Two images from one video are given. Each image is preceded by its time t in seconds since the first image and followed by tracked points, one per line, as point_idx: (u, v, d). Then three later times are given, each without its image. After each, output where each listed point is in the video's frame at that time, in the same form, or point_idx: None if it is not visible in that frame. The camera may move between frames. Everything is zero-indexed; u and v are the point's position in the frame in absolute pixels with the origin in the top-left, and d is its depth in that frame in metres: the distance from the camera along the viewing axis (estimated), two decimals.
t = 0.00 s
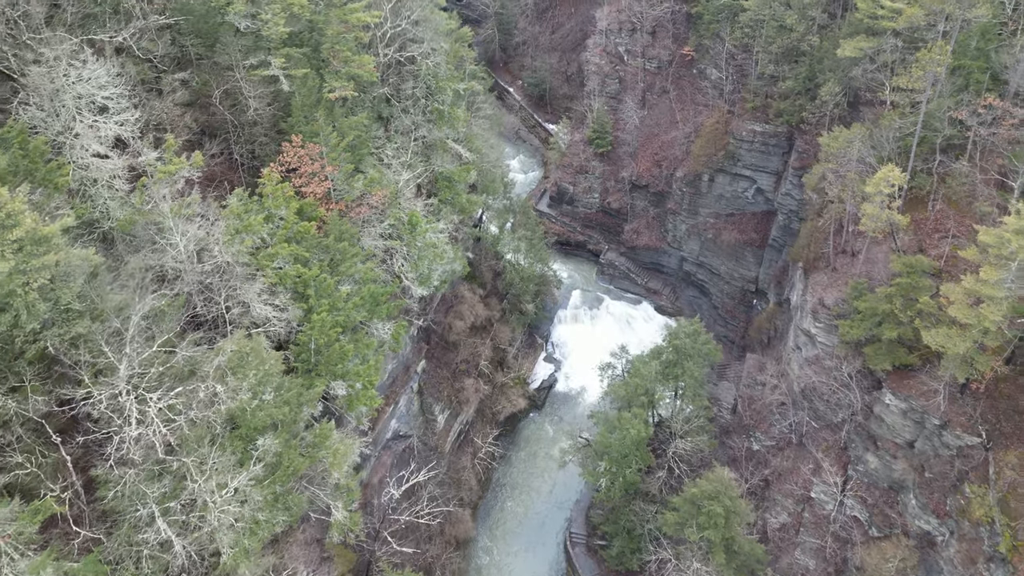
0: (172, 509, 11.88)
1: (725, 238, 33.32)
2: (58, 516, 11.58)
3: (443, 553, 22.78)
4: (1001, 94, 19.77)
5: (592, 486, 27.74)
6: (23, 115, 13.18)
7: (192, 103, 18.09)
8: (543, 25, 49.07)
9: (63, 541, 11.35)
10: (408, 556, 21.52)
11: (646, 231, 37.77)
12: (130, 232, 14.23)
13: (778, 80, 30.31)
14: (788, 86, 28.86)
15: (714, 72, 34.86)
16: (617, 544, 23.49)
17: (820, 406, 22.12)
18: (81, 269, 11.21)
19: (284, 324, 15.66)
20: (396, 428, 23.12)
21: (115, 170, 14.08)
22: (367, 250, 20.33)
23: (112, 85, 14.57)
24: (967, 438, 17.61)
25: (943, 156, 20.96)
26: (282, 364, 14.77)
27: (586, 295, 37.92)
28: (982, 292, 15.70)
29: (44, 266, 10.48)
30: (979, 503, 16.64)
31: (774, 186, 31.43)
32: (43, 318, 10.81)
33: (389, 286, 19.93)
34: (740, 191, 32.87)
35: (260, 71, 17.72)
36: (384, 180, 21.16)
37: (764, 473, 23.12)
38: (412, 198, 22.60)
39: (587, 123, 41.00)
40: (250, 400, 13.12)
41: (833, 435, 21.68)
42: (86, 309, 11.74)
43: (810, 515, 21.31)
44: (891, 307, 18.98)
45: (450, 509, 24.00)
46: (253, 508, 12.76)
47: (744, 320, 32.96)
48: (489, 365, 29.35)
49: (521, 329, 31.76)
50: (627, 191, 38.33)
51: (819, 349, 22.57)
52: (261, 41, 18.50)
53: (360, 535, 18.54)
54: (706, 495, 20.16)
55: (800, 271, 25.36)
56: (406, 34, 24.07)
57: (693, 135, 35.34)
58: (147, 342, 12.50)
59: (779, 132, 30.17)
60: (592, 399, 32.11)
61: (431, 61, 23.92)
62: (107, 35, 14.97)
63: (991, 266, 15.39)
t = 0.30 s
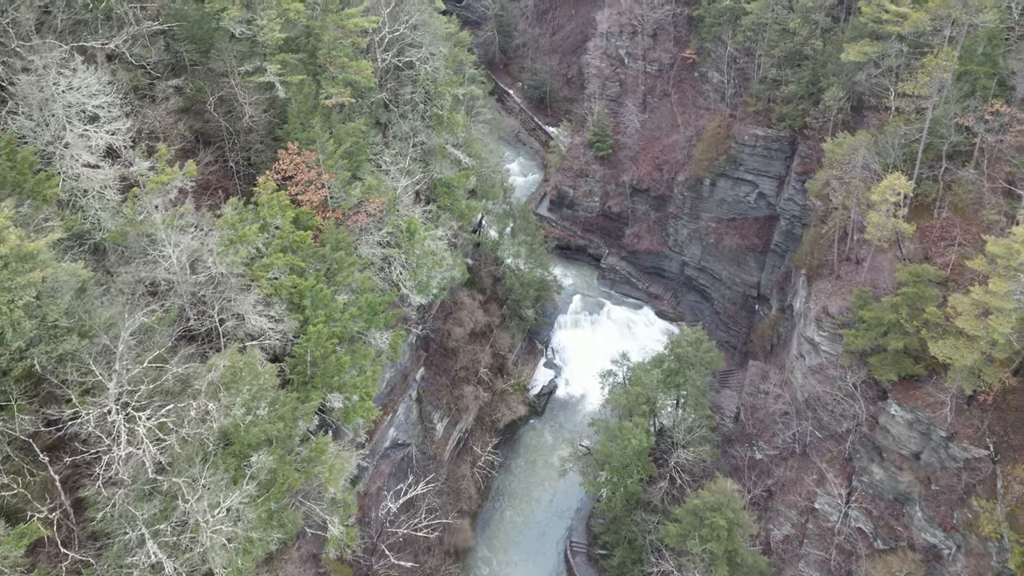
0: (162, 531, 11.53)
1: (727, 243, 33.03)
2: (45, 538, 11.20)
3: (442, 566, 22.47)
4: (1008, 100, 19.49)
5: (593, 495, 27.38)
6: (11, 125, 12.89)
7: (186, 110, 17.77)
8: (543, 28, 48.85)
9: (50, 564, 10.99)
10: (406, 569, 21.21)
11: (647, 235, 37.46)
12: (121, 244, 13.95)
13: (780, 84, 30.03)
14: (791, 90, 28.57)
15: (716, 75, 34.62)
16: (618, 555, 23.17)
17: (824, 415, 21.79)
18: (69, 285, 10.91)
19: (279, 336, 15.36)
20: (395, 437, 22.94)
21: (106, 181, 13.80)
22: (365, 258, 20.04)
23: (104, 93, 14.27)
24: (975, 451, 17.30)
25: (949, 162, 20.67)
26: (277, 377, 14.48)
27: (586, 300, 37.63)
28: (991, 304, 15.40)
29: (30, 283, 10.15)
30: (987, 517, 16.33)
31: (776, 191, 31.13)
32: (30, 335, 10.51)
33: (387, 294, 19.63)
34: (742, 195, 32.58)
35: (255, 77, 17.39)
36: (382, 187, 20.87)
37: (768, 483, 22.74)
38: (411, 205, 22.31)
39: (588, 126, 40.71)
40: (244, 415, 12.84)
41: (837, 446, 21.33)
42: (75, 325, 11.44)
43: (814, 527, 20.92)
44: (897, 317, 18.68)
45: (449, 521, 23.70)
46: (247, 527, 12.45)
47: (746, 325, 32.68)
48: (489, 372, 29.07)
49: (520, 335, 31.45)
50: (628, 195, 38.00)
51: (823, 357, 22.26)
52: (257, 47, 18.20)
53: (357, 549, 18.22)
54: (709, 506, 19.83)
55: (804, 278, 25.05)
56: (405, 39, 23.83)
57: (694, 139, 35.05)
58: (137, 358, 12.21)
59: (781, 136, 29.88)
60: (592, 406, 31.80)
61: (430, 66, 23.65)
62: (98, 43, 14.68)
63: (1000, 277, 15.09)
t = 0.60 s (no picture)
0: (150, 556, 11.14)
1: (729, 248, 32.72)
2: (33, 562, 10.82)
3: None
4: (1015, 107, 19.20)
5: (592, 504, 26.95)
6: None
7: (179, 117, 17.43)
8: (543, 30, 48.56)
9: None
10: None
11: (648, 240, 37.12)
12: (112, 256, 13.67)
13: (783, 89, 29.74)
14: (794, 94, 28.27)
15: (717, 79, 34.35)
16: (619, 566, 22.80)
17: (828, 426, 21.42)
18: (54, 303, 10.59)
19: (274, 349, 15.04)
20: (393, 445, 22.73)
21: (96, 192, 13.48)
22: (362, 267, 19.72)
23: (94, 101, 13.95)
24: (983, 464, 16.98)
25: (955, 170, 20.37)
26: (271, 392, 14.13)
27: (587, 305, 37.29)
28: (1000, 316, 15.10)
29: (14, 302, 9.83)
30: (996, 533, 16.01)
31: (779, 196, 30.83)
32: (15, 355, 10.19)
33: (385, 304, 19.30)
34: (744, 200, 32.27)
35: (251, 84, 17.07)
36: (380, 195, 20.56)
37: (771, 495, 22.28)
38: (409, 213, 21.99)
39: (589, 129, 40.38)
40: (237, 432, 12.51)
41: (842, 457, 20.96)
42: (62, 343, 11.12)
43: (818, 540, 20.50)
44: (904, 327, 18.37)
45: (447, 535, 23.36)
46: (239, 548, 12.08)
47: (748, 331, 32.35)
48: (488, 379, 28.74)
49: (520, 341, 31.10)
50: (629, 199, 37.67)
51: (828, 367, 21.93)
52: (252, 53, 17.87)
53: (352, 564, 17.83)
54: (712, 519, 19.47)
55: (807, 286, 24.71)
56: (403, 44, 23.57)
57: (696, 143, 34.75)
58: (127, 375, 11.89)
59: (784, 141, 29.56)
60: (593, 413, 31.45)
61: (429, 71, 23.36)
62: (89, 50, 14.36)
63: (1009, 290, 14.78)
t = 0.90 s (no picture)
0: None
1: (731, 254, 32.41)
2: None
3: None
4: None
5: (592, 514, 26.55)
6: None
7: (173, 125, 17.12)
8: (543, 32, 48.27)
9: None
10: None
11: (649, 245, 36.81)
12: (102, 269, 13.35)
13: (786, 93, 29.43)
14: (797, 99, 27.96)
15: (719, 83, 34.04)
16: None
17: (832, 437, 21.09)
18: (39, 322, 10.29)
19: (268, 363, 14.72)
20: (391, 456, 22.43)
21: (85, 205, 13.18)
22: (359, 276, 19.41)
23: (84, 111, 13.65)
24: (991, 478, 16.64)
25: (962, 178, 20.07)
26: (264, 409, 13.77)
27: (587, 310, 36.97)
28: (1009, 330, 14.77)
29: None
30: (1005, 549, 15.67)
31: (781, 202, 30.54)
32: None
33: (382, 314, 18.97)
34: (746, 206, 31.96)
35: (245, 91, 16.75)
36: (378, 203, 20.24)
37: (774, 507, 21.91)
38: (407, 220, 21.66)
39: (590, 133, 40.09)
40: (229, 451, 12.15)
41: (847, 468, 20.62)
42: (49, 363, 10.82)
43: (822, 553, 20.15)
44: (910, 338, 18.05)
45: (445, 549, 22.98)
46: (231, 571, 11.70)
47: (750, 337, 32.01)
48: (488, 387, 28.44)
49: (520, 348, 30.79)
50: (630, 204, 37.38)
51: (832, 376, 21.62)
52: (247, 60, 17.56)
53: None
54: (714, 532, 19.14)
55: (810, 294, 24.39)
56: (401, 49, 23.30)
57: (698, 148, 34.44)
58: (116, 394, 11.56)
59: (787, 146, 29.27)
60: (593, 421, 31.08)
61: (428, 76, 23.06)
62: (79, 59, 14.05)
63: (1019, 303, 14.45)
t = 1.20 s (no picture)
0: None
1: (733, 260, 32.13)
2: None
3: None
4: None
5: (592, 523, 26.17)
6: None
7: (166, 134, 16.81)
8: (543, 34, 47.96)
9: None
10: None
11: (650, 249, 36.50)
12: (92, 283, 13.02)
13: (789, 98, 29.11)
14: (800, 104, 27.64)
15: (721, 87, 33.73)
16: None
17: (837, 449, 20.76)
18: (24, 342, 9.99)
19: (262, 378, 14.39)
20: (389, 466, 22.11)
21: (73, 218, 12.86)
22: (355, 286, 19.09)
23: (73, 121, 13.35)
24: (999, 493, 16.31)
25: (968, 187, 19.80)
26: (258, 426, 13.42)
27: (588, 315, 36.65)
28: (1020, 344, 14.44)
29: None
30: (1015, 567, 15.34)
31: (784, 207, 30.28)
32: None
33: (379, 325, 18.65)
34: (748, 211, 31.66)
35: (239, 99, 16.44)
36: (375, 211, 19.92)
37: (777, 519, 21.53)
38: (405, 228, 21.34)
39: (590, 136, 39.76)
40: (220, 471, 11.79)
41: (851, 481, 20.29)
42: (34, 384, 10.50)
43: (827, 567, 19.79)
44: (917, 350, 17.74)
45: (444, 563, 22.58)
46: None
47: (752, 343, 31.71)
48: (487, 395, 28.14)
49: (520, 355, 30.47)
50: (630, 208, 37.08)
51: (836, 387, 21.31)
52: (241, 67, 17.25)
53: None
54: (717, 547, 18.79)
55: (814, 302, 24.07)
56: (399, 54, 22.99)
57: (699, 152, 34.13)
58: (103, 414, 11.22)
59: (790, 151, 28.98)
60: (593, 428, 30.75)
61: (426, 82, 22.76)
62: (68, 68, 13.77)
63: None
